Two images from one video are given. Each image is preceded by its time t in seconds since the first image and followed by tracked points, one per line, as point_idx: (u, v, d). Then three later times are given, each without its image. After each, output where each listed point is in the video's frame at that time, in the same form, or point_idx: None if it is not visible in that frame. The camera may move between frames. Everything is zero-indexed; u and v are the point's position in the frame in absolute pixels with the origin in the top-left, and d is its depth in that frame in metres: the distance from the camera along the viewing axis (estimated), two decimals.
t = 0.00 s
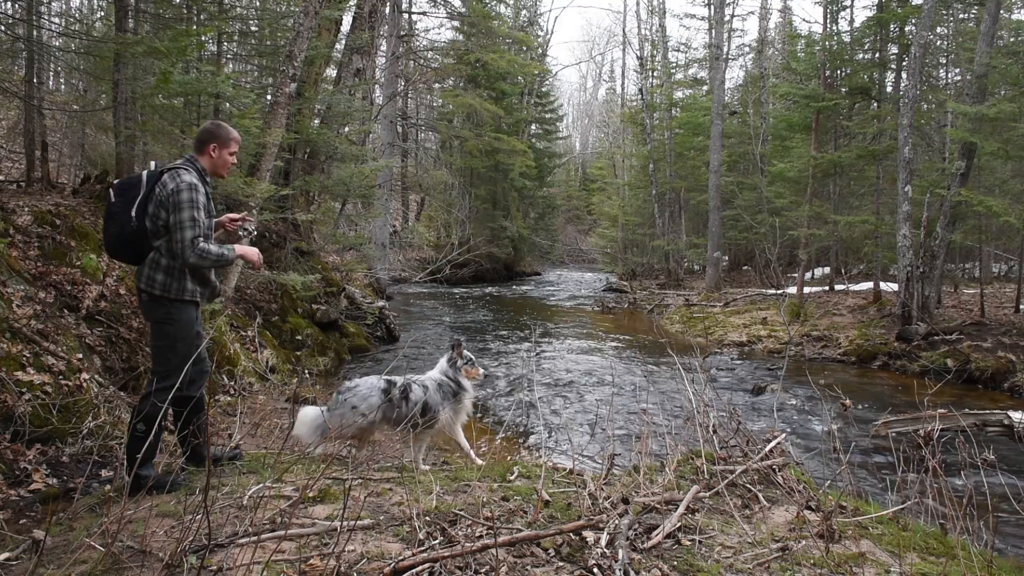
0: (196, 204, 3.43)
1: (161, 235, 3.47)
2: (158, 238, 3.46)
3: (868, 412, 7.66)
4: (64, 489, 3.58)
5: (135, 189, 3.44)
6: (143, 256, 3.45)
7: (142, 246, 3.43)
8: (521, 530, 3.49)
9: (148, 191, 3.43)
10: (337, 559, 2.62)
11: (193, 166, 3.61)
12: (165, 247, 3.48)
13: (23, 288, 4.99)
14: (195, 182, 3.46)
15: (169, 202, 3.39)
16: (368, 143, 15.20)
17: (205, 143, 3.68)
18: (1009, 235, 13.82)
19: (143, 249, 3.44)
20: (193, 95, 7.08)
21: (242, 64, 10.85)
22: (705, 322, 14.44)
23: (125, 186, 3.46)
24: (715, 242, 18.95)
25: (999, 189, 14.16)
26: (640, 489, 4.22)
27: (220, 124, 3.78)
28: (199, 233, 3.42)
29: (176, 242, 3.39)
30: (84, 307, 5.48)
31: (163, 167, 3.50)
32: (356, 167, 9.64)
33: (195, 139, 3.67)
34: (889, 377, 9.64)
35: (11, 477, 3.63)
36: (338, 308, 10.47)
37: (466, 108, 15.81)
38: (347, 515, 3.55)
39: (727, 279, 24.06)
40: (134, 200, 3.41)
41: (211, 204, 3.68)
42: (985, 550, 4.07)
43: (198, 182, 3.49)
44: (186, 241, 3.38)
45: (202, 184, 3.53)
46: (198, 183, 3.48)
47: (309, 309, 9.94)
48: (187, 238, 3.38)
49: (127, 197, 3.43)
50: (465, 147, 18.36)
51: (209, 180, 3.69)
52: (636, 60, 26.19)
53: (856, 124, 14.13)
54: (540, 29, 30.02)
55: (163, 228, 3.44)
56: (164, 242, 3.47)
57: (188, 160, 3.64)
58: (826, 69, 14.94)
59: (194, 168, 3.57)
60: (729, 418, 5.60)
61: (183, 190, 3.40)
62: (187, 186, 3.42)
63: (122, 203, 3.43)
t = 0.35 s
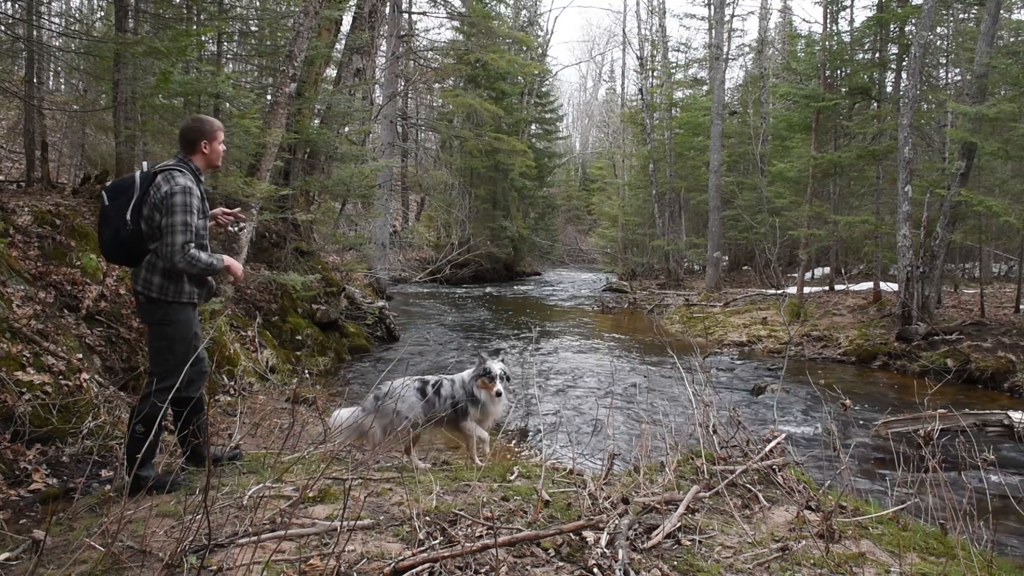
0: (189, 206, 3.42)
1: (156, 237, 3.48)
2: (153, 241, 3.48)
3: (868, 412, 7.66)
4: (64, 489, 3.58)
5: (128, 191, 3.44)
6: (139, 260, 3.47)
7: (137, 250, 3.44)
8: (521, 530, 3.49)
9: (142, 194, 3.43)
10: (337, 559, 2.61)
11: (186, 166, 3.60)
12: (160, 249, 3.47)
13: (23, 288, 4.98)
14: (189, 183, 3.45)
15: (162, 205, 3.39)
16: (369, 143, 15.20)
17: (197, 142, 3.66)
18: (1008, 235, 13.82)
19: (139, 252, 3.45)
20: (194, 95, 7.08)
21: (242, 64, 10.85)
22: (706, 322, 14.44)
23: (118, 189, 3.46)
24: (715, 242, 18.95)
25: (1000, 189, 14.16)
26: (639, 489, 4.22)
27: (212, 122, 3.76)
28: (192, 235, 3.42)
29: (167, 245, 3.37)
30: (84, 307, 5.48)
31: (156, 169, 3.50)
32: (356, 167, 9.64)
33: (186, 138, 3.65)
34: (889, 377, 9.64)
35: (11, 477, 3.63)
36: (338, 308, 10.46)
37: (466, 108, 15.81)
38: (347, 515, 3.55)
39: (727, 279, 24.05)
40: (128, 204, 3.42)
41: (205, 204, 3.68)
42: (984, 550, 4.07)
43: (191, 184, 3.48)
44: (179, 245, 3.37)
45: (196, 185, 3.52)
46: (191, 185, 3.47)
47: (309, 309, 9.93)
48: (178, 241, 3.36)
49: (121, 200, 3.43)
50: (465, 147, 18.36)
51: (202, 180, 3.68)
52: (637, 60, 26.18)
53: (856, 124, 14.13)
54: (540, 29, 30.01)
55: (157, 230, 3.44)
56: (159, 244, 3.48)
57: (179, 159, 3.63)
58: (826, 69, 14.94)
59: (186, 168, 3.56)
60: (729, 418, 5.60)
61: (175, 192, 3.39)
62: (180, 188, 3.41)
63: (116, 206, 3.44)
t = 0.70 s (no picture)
0: (189, 208, 3.44)
1: (156, 239, 3.47)
2: (151, 242, 3.47)
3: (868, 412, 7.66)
4: (64, 489, 3.58)
5: (125, 193, 3.41)
6: (138, 262, 3.46)
7: (136, 252, 3.42)
8: (521, 530, 3.49)
9: (140, 196, 3.42)
10: (337, 558, 2.62)
11: (182, 167, 3.60)
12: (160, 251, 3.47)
13: (23, 288, 4.98)
14: (188, 185, 3.47)
15: (162, 207, 3.39)
16: (369, 143, 15.19)
17: (192, 142, 3.66)
18: (1009, 235, 13.82)
19: (139, 255, 3.44)
20: (194, 95, 7.08)
21: (242, 64, 10.85)
22: (705, 322, 14.44)
23: (114, 191, 3.43)
24: (715, 242, 18.95)
25: (1000, 189, 14.15)
26: (639, 489, 4.22)
27: (204, 120, 3.74)
28: (193, 236, 3.43)
29: (168, 247, 3.39)
30: (84, 307, 5.48)
31: (152, 170, 3.49)
32: (356, 167, 9.64)
33: (181, 139, 3.64)
34: (889, 377, 9.64)
35: (11, 477, 3.62)
36: (339, 308, 10.46)
37: (466, 108, 15.81)
38: (347, 515, 3.55)
39: (727, 279, 24.05)
40: (125, 206, 3.39)
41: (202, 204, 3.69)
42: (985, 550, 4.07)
43: (190, 185, 3.49)
44: (181, 246, 3.39)
45: (194, 186, 3.53)
46: (190, 186, 3.48)
47: (309, 309, 9.93)
48: (180, 243, 3.39)
49: (118, 202, 3.40)
50: (465, 147, 18.36)
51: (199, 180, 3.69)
52: (637, 60, 26.16)
53: (856, 124, 14.13)
54: (540, 29, 29.98)
55: (157, 232, 3.44)
56: (159, 246, 3.47)
57: (175, 159, 3.62)
58: (826, 69, 14.95)
59: (184, 170, 3.56)
60: (729, 418, 5.60)
61: (175, 194, 3.41)
62: (180, 190, 3.42)
63: (113, 209, 3.41)
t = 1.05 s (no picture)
0: (190, 208, 3.44)
1: (156, 239, 3.48)
2: (151, 242, 3.47)
3: (868, 412, 7.65)
4: (64, 489, 3.58)
5: (126, 193, 3.41)
6: (138, 261, 3.46)
7: (136, 252, 3.43)
8: (521, 530, 3.49)
9: (140, 195, 3.42)
10: (337, 558, 2.62)
11: (183, 166, 3.60)
12: (160, 251, 3.48)
13: (23, 288, 4.98)
14: (189, 185, 3.47)
15: (163, 207, 3.40)
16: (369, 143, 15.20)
17: (193, 141, 3.66)
18: (1008, 235, 13.82)
19: (138, 255, 3.44)
20: (194, 95, 7.09)
21: (242, 64, 10.85)
22: (705, 322, 14.44)
23: (114, 190, 3.43)
24: (715, 242, 18.95)
25: (1000, 189, 14.15)
26: (639, 489, 4.22)
27: (204, 120, 3.74)
28: (193, 236, 3.44)
29: (168, 247, 3.39)
30: (84, 307, 5.48)
31: (153, 169, 3.49)
32: (356, 167, 9.64)
33: (183, 138, 3.64)
34: (889, 377, 9.64)
35: (11, 477, 3.63)
36: (338, 308, 10.46)
37: (466, 108, 15.81)
38: (347, 515, 3.55)
39: (727, 279, 24.05)
40: (125, 206, 3.39)
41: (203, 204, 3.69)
42: (985, 550, 4.07)
43: (191, 186, 3.50)
44: (181, 247, 3.40)
45: (195, 186, 3.54)
46: (191, 186, 3.49)
47: (309, 309, 9.93)
48: (181, 243, 3.39)
49: (118, 201, 3.40)
50: (465, 147, 18.35)
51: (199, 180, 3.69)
52: (637, 61, 26.15)
53: (856, 124, 14.13)
54: (540, 29, 29.96)
55: (157, 231, 3.44)
56: (159, 246, 3.48)
57: (176, 159, 3.62)
58: (826, 69, 14.95)
59: (185, 169, 3.57)
60: (729, 418, 5.60)
61: (176, 194, 3.41)
62: (181, 190, 3.43)
63: (113, 208, 3.40)
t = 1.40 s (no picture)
0: (182, 204, 3.40)
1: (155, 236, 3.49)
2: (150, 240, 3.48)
3: (868, 412, 7.65)
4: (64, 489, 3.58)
5: (123, 191, 3.45)
6: (137, 259, 3.48)
7: (134, 250, 3.45)
8: (521, 530, 3.49)
9: (136, 193, 3.44)
10: (337, 558, 2.62)
11: (179, 163, 3.59)
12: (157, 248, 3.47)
13: (23, 288, 4.98)
14: (182, 181, 3.44)
15: (156, 203, 3.38)
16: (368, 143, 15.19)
17: (189, 139, 3.65)
18: (1008, 236, 13.82)
19: (137, 253, 3.47)
20: (194, 95, 7.09)
21: (242, 64, 10.85)
22: (705, 322, 14.44)
23: (114, 190, 3.47)
24: (715, 242, 18.96)
25: (1000, 189, 14.14)
26: (640, 489, 4.22)
27: (201, 116, 3.72)
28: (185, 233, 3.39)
29: (161, 243, 3.36)
30: (84, 307, 5.48)
31: (149, 167, 3.50)
32: (356, 167, 9.64)
33: (180, 135, 3.64)
34: (889, 377, 9.64)
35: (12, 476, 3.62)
36: (338, 308, 10.45)
37: (466, 108, 15.80)
38: (347, 515, 3.55)
39: (727, 279, 24.05)
40: (123, 204, 3.42)
41: (200, 201, 3.66)
42: (985, 550, 4.07)
43: (185, 181, 3.46)
44: (173, 243, 3.35)
45: (189, 182, 3.51)
46: (184, 182, 3.45)
47: (309, 309, 9.93)
48: (172, 239, 3.35)
49: (116, 200, 3.44)
50: (465, 147, 18.34)
51: (197, 177, 3.67)
52: (637, 60, 26.14)
53: (856, 124, 14.13)
54: (540, 29, 29.94)
55: (153, 229, 3.44)
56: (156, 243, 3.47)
57: (173, 157, 3.62)
58: (826, 69, 14.95)
59: (180, 166, 3.55)
60: (729, 418, 5.59)
61: (168, 190, 3.38)
62: (173, 186, 3.40)
63: (112, 207, 3.44)
